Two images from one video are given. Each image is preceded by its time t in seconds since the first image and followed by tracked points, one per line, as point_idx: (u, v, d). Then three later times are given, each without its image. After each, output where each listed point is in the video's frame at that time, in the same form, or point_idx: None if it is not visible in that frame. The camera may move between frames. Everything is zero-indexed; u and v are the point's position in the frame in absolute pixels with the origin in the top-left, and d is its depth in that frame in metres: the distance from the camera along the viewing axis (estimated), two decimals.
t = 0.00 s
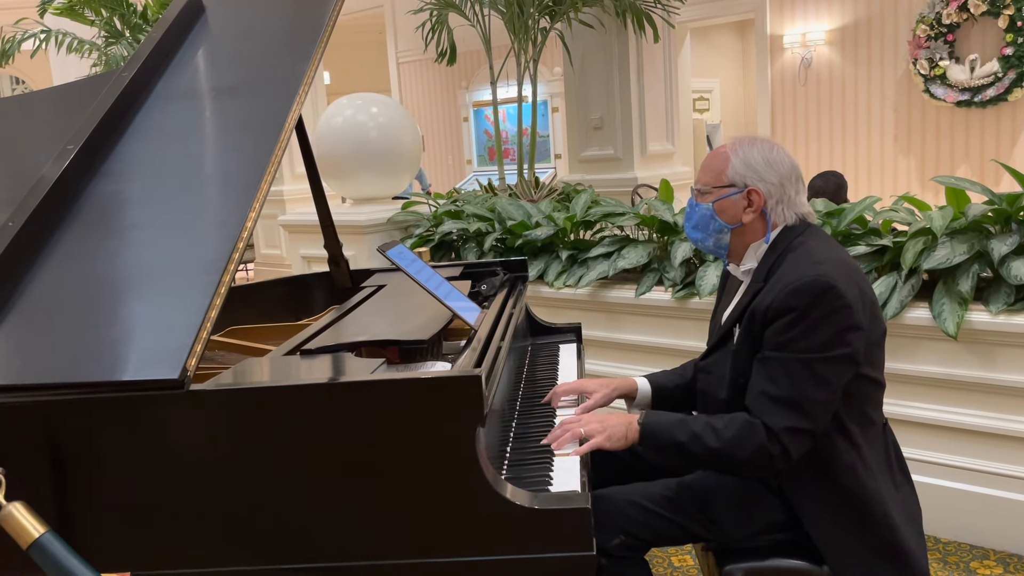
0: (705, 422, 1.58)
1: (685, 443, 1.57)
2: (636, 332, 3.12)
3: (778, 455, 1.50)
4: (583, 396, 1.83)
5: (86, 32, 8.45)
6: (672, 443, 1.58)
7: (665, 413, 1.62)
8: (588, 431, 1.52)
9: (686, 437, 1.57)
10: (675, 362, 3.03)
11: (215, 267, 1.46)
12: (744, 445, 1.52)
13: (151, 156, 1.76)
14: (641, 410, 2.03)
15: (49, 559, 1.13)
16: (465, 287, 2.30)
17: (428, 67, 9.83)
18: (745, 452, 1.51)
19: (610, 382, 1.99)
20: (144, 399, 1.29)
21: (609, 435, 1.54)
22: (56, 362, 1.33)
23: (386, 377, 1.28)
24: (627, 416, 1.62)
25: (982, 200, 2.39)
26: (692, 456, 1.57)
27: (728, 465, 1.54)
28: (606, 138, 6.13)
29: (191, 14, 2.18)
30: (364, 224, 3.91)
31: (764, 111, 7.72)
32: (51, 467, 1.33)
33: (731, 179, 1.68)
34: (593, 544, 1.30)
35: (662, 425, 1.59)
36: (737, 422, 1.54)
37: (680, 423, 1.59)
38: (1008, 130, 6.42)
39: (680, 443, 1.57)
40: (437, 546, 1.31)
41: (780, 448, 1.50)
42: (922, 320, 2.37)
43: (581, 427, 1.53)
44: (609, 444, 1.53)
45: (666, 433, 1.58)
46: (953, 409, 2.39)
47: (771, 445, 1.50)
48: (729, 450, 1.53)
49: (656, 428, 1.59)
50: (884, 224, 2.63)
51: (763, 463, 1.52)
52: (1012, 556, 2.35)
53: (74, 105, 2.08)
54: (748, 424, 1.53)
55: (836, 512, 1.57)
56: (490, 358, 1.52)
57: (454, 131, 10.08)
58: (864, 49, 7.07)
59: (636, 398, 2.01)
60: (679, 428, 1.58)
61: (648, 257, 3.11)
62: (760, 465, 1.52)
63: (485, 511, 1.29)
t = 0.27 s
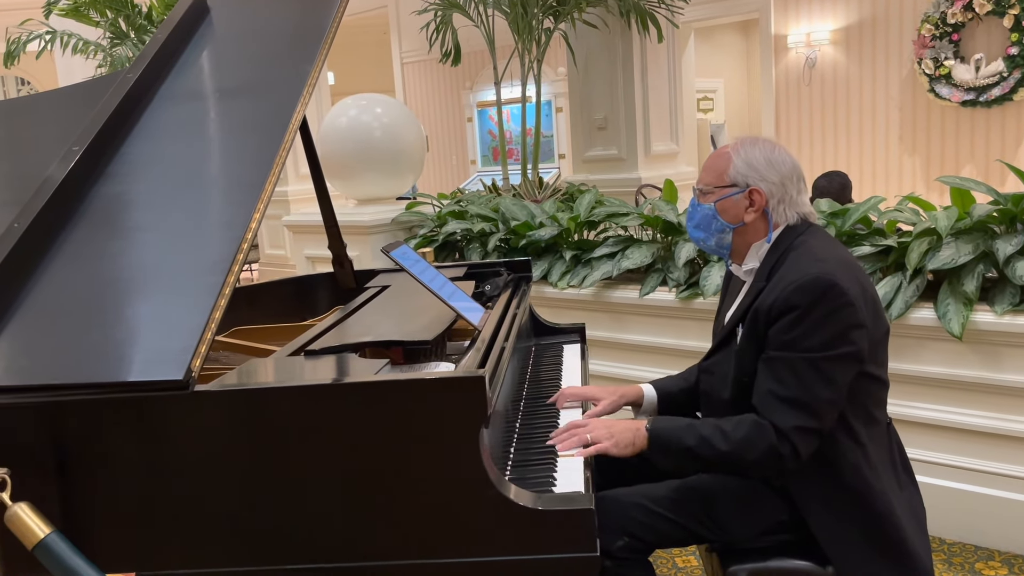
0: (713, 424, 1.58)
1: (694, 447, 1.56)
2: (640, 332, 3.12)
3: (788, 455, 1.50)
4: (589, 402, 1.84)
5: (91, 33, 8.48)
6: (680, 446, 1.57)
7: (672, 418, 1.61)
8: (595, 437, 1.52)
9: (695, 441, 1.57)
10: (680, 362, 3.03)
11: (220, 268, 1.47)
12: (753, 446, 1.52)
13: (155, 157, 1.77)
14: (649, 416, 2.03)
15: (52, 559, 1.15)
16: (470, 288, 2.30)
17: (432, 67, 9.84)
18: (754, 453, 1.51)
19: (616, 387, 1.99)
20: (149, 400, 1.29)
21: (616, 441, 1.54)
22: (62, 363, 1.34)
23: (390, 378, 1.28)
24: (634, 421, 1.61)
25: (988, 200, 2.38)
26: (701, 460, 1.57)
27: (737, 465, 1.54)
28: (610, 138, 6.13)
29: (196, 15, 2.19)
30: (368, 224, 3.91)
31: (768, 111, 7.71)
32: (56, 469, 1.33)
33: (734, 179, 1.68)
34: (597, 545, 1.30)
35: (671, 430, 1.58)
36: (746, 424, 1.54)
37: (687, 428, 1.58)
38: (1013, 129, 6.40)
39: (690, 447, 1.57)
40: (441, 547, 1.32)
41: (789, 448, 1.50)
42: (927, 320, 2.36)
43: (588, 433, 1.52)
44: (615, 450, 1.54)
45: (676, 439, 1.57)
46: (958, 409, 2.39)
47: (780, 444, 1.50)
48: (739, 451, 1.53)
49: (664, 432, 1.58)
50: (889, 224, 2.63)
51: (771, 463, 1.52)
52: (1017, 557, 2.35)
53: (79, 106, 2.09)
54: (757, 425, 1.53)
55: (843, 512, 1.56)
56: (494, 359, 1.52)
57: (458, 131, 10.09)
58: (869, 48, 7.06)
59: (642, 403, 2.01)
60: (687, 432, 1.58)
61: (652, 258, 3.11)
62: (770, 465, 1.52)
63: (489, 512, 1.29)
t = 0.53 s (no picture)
0: (718, 420, 1.58)
1: (700, 442, 1.56)
2: (644, 333, 3.12)
3: (791, 454, 1.49)
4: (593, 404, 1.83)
5: (97, 35, 8.52)
6: (685, 441, 1.57)
7: (676, 413, 1.62)
8: (599, 432, 1.53)
9: (700, 436, 1.57)
10: (684, 363, 3.02)
11: (225, 268, 1.47)
12: (756, 444, 1.51)
13: (160, 158, 1.77)
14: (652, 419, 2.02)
15: (62, 564, 1.16)
16: (474, 289, 2.30)
17: (436, 68, 9.85)
18: (757, 451, 1.51)
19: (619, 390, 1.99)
20: (154, 401, 1.30)
21: (620, 434, 1.55)
22: (68, 362, 1.34)
23: (394, 379, 1.28)
24: (638, 416, 1.62)
25: (993, 201, 2.38)
26: (706, 455, 1.57)
27: (742, 463, 1.54)
28: (614, 138, 6.13)
29: (201, 17, 2.19)
30: (373, 225, 3.92)
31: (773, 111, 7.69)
32: (62, 469, 1.34)
33: (736, 179, 1.68)
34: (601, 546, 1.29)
35: (676, 425, 1.59)
36: (751, 421, 1.53)
37: (691, 423, 1.59)
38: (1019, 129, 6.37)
39: (695, 442, 1.57)
40: (444, 548, 1.32)
41: (793, 446, 1.49)
42: (933, 321, 2.35)
43: (592, 428, 1.54)
44: (620, 443, 1.54)
45: (678, 433, 1.58)
46: (964, 410, 2.38)
47: (784, 443, 1.49)
48: (743, 448, 1.52)
49: (667, 426, 1.59)
50: (894, 224, 2.62)
51: (774, 462, 1.51)
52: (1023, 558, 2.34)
53: (84, 108, 2.09)
54: (761, 423, 1.52)
55: (847, 512, 1.56)
56: (498, 360, 1.52)
57: (462, 132, 10.10)
58: (874, 48, 7.05)
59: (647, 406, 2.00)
60: (692, 427, 1.58)
61: (657, 258, 3.11)
62: (774, 463, 1.51)
63: (493, 512, 1.29)
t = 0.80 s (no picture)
0: (722, 422, 1.57)
1: (702, 444, 1.55)
2: (649, 335, 3.12)
3: (796, 455, 1.49)
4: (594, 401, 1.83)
5: (103, 38, 8.55)
6: (688, 444, 1.56)
7: (679, 414, 1.61)
8: (603, 434, 1.53)
9: (703, 438, 1.56)
10: (689, 365, 3.02)
11: (230, 272, 1.47)
12: (761, 445, 1.51)
13: (166, 162, 1.78)
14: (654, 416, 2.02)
15: (67, 567, 1.16)
16: (479, 291, 2.30)
17: (441, 70, 9.86)
18: (762, 452, 1.51)
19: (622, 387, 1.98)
20: (160, 404, 1.30)
21: (624, 438, 1.54)
22: (74, 366, 1.35)
23: (399, 382, 1.29)
24: (642, 418, 1.61)
25: (1000, 202, 2.37)
26: (710, 457, 1.56)
27: (746, 465, 1.54)
28: (619, 140, 6.13)
29: (207, 20, 2.20)
30: (378, 228, 3.92)
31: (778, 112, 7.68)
32: (68, 473, 1.34)
33: (741, 181, 1.67)
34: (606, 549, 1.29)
35: (679, 427, 1.58)
36: (755, 422, 1.53)
37: (695, 424, 1.58)
38: None
39: (697, 445, 1.56)
40: (449, 551, 1.32)
41: (797, 447, 1.49)
42: (939, 323, 2.35)
43: (596, 431, 1.54)
44: (624, 447, 1.54)
45: (682, 436, 1.57)
46: (971, 413, 2.37)
47: (788, 444, 1.49)
48: (747, 450, 1.52)
49: (670, 428, 1.58)
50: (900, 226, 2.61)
51: (779, 464, 1.51)
52: None
53: (90, 112, 2.10)
54: (766, 424, 1.52)
55: (853, 514, 1.55)
56: (503, 362, 1.52)
57: (467, 134, 10.11)
58: (879, 49, 7.03)
59: (648, 404, 2.00)
60: (695, 430, 1.57)
61: (662, 260, 3.10)
62: (779, 464, 1.51)
63: (498, 515, 1.29)
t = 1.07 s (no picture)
0: (727, 427, 1.57)
1: (708, 451, 1.55)
2: (655, 338, 3.11)
3: (802, 456, 1.49)
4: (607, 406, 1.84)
5: (110, 42, 8.59)
6: (694, 451, 1.56)
7: (686, 424, 1.61)
8: (610, 442, 1.53)
9: (709, 444, 1.56)
10: (695, 368, 3.02)
11: (237, 275, 1.48)
12: (767, 447, 1.51)
13: (173, 166, 1.79)
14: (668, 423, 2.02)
15: (74, 569, 1.17)
16: (484, 294, 2.30)
17: (446, 73, 9.88)
18: (768, 455, 1.51)
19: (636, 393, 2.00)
20: (167, 408, 1.30)
21: (631, 447, 1.54)
22: (81, 369, 1.36)
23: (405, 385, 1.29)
24: (649, 428, 1.62)
25: (1007, 204, 2.36)
26: (716, 463, 1.56)
27: (752, 469, 1.53)
28: (625, 143, 6.14)
29: (213, 24, 2.21)
30: (383, 231, 3.93)
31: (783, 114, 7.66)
32: (75, 476, 1.35)
33: (746, 184, 1.67)
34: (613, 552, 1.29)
35: (686, 436, 1.58)
36: (760, 426, 1.53)
37: (701, 432, 1.58)
38: None
39: (704, 451, 1.56)
40: (455, 554, 1.32)
41: (803, 449, 1.49)
42: (946, 325, 2.34)
43: (603, 438, 1.54)
44: (631, 456, 1.53)
45: (688, 444, 1.57)
46: (978, 415, 2.36)
47: (794, 446, 1.49)
48: (753, 453, 1.52)
49: (676, 437, 1.58)
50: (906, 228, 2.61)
51: (785, 466, 1.51)
52: None
53: (96, 115, 2.11)
54: (771, 427, 1.52)
55: (861, 517, 1.55)
56: (508, 366, 1.51)
57: (472, 137, 10.14)
58: (885, 51, 7.02)
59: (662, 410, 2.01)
60: (700, 436, 1.57)
61: (667, 263, 3.10)
62: (784, 468, 1.51)
63: (504, 518, 1.29)
